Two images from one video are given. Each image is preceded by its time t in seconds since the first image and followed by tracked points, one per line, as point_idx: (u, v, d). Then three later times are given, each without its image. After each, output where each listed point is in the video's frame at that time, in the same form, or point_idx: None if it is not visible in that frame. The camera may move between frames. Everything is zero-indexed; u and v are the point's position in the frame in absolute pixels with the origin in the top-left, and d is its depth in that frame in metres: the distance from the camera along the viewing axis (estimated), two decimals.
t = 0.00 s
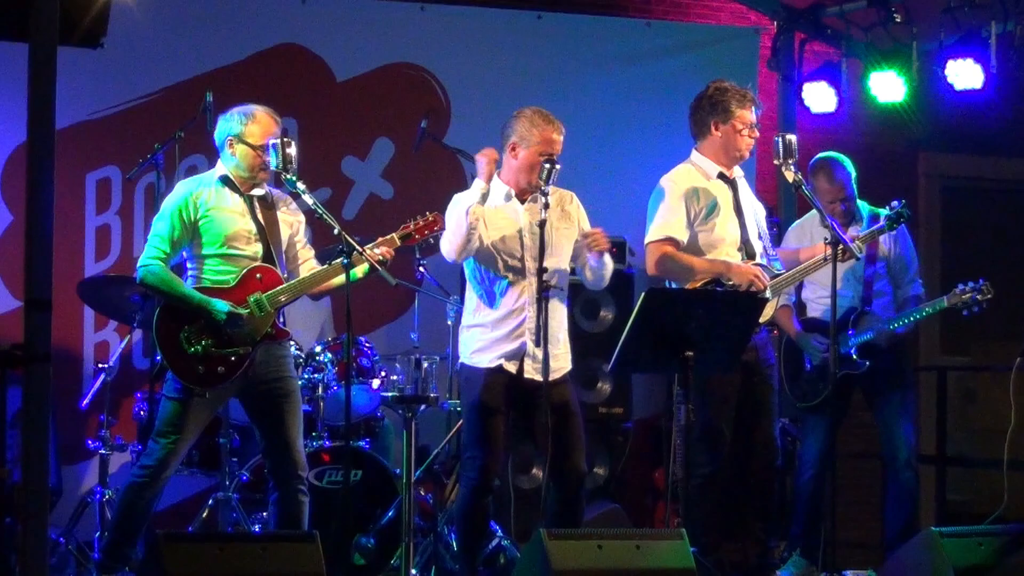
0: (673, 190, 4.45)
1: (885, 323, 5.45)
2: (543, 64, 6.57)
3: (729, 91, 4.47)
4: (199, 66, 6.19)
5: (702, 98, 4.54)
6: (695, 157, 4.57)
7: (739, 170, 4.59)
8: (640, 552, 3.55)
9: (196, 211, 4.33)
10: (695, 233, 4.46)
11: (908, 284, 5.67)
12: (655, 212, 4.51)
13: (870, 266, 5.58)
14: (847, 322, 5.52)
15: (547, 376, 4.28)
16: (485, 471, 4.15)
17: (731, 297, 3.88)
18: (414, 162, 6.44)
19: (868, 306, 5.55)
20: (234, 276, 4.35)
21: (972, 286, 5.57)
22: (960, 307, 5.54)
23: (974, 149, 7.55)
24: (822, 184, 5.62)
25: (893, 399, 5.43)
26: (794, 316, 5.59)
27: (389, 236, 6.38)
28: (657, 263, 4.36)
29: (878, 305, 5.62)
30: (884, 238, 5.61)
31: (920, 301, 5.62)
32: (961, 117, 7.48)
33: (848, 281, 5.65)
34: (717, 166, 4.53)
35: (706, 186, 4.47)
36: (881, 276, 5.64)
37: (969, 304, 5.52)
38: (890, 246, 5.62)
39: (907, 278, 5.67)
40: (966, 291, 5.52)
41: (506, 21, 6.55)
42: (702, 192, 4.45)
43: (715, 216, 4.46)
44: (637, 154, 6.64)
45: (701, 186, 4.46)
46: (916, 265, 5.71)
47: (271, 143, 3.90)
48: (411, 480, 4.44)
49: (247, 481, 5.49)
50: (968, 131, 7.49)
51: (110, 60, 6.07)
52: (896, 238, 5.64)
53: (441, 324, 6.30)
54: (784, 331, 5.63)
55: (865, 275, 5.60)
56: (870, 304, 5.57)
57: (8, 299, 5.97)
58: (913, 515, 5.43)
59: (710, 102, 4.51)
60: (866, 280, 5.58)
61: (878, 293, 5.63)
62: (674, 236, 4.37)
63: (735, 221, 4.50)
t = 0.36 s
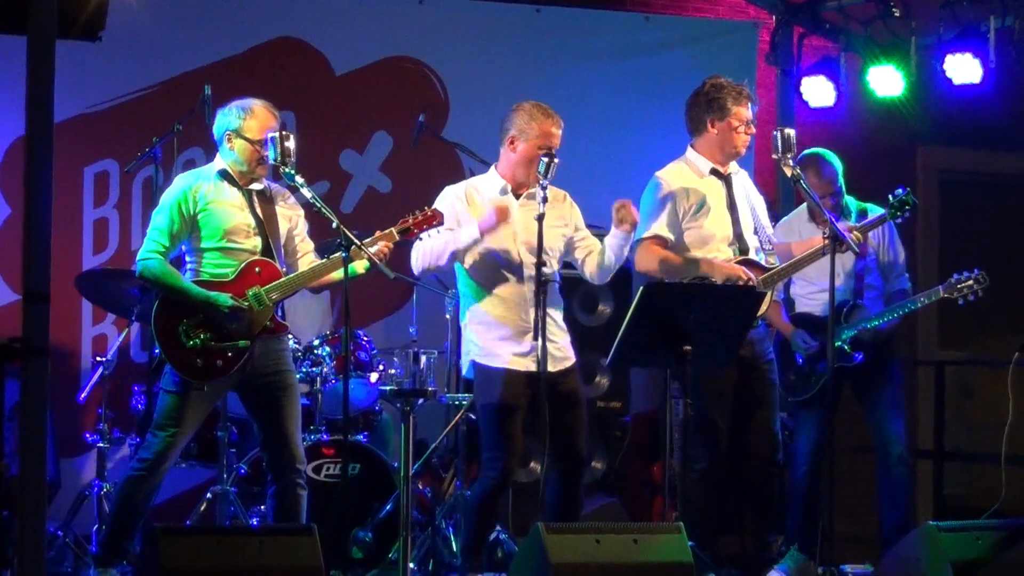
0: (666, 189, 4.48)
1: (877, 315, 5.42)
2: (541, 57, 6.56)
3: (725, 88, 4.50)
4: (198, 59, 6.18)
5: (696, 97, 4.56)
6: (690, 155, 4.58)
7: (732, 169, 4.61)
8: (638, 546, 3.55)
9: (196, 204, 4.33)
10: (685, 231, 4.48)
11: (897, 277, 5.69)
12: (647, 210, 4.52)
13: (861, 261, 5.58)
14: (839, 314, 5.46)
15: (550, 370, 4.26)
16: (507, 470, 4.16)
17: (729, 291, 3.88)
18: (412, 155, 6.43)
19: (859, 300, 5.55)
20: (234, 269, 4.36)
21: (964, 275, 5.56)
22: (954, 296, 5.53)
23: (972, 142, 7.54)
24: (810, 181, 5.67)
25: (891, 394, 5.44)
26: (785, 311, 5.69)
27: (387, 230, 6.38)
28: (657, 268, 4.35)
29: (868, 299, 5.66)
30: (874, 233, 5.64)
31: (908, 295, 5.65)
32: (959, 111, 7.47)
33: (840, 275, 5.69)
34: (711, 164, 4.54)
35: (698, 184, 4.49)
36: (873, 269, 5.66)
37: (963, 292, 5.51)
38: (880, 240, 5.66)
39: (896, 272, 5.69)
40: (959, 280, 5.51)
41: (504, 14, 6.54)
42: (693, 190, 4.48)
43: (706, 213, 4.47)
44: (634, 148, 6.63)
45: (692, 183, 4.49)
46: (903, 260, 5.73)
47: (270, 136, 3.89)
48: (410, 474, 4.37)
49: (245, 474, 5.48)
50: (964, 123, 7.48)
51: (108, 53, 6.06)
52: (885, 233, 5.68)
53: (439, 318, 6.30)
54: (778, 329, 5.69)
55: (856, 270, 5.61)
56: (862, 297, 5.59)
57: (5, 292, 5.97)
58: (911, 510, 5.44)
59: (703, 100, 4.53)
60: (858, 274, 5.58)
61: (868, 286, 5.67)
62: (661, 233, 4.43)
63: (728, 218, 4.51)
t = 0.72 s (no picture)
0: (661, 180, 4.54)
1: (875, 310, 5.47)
2: (538, 49, 6.55)
3: (723, 80, 4.48)
4: (194, 51, 6.17)
5: (693, 91, 4.56)
6: (687, 148, 4.63)
7: (731, 161, 4.63)
8: (635, 538, 3.55)
9: (193, 196, 4.33)
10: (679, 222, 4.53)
11: (895, 274, 5.67)
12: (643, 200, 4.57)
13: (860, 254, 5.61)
14: (837, 309, 5.53)
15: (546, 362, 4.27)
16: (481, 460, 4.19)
17: (726, 284, 3.88)
18: (409, 147, 6.42)
19: (857, 294, 5.60)
20: (231, 261, 4.35)
21: (964, 273, 5.60)
22: (953, 294, 5.58)
23: (969, 135, 7.53)
24: (811, 175, 5.66)
25: (887, 387, 5.44)
26: (782, 302, 5.72)
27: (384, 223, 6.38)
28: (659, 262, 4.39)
29: (867, 295, 5.65)
30: (873, 227, 5.64)
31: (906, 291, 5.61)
32: (957, 104, 7.46)
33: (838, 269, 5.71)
34: (707, 156, 4.58)
35: (692, 176, 4.54)
36: (872, 264, 5.67)
37: (961, 291, 5.55)
38: (880, 234, 5.66)
39: (892, 269, 5.67)
40: (959, 278, 5.55)
41: (501, 6, 6.52)
42: (687, 181, 4.52)
43: (700, 205, 4.51)
44: (631, 140, 6.63)
45: (686, 175, 4.54)
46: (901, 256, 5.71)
47: (267, 128, 3.89)
48: (405, 467, 4.41)
49: (242, 467, 5.51)
50: (961, 116, 7.48)
51: (105, 45, 6.05)
52: (885, 225, 5.67)
53: (436, 310, 6.31)
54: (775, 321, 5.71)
55: (854, 263, 5.65)
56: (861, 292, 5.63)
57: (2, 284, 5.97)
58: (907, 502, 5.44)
59: (701, 94, 4.53)
60: (858, 268, 5.63)
61: (867, 281, 5.66)
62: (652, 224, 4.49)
63: (723, 210, 4.53)
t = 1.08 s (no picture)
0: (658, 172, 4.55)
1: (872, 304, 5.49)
2: (534, 42, 6.54)
3: (723, 74, 4.46)
4: (189, 43, 6.16)
5: (694, 83, 4.55)
6: (687, 140, 4.64)
7: (732, 154, 4.62)
8: (629, 530, 3.55)
9: (192, 184, 4.31)
10: (674, 211, 4.57)
11: (894, 272, 5.63)
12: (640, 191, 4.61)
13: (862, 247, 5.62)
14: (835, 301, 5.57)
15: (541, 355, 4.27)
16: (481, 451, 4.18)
17: (720, 277, 3.88)
18: (404, 140, 6.42)
19: (856, 287, 5.62)
20: (227, 252, 4.35)
21: (964, 272, 5.58)
22: (950, 293, 5.55)
23: (964, 128, 7.52)
24: (822, 164, 5.61)
25: (881, 380, 5.45)
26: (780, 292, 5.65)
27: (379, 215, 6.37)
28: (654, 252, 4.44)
29: (866, 288, 5.63)
30: (879, 220, 5.64)
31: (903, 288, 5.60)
32: (952, 97, 7.46)
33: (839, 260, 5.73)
34: (705, 149, 4.58)
35: (688, 169, 4.54)
36: (872, 258, 5.67)
37: (959, 290, 5.53)
38: (885, 228, 5.65)
39: (892, 264, 5.65)
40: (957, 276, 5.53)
41: None
42: (683, 175, 4.54)
43: (694, 198, 4.53)
44: (626, 133, 6.63)
45: (683, 168, 4.54)
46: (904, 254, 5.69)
47: (261, 120, 3.88)
48: (401, 460, 4.33)
49: (236, 459, 5.51)
50: (957, 108, 7.48)
51: (100, 37, 6.04)
52: (890, 219, 5.67)
53: (431, 302, 6.31)
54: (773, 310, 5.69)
55: (856, 256, 5.66)
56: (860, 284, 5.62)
57: None
58: (901, 496, 5.44)
59: (701, 87, 4.52)
60: (858, 260, 5.64)
61: (867, 275, 5.66)
62: (646, 217, 4.56)
63: (721, 203, 4.53)
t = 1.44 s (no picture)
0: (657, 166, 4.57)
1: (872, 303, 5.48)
2: (531, 35, 6.54)
3: (722, 67, 4.48)
4: (186, 35, 6.15)
5: (696, 77, 4.56)
6: (690, 133, 4.63)
7: (734, 150, 4.60)
8: (624, 525, 3.56)
9: (190, 173, 4.30)
10: (672, 204, 4.57)
11: (897, 271, 5.65)
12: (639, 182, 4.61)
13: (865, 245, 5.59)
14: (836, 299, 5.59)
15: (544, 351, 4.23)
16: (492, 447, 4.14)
17: (715, 272, 3.88)
18: (401, 133, 6.42)
19: (857, 284, 5.60)
20: (224, 243, 4.35)
21: (965, 279, 5.56)
22: (951, 300, 5.52)
23: (960, 124, 7.53)
24: (830, 161, 5.60)
25: (876, 375, 5.45)
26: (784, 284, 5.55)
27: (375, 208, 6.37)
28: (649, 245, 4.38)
29: (867, 286, 5.64)
30: (884, 218, 5.61)
31: (904, 289, 5.60)
32: (949, 92, 7.46)
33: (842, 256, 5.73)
34: (706, 144, 4.57)
35: (688, 164, 4.54)
36: (874, 257, 5.66)
37: (960, 297, 5.49)
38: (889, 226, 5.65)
39: (895, 263, 5.66)
40: (959, 284, 5.50)
41: None
42: (683, 170, 4.54)
43: (692, 192, 4.53)
44: (622, 127, 6.63)
45: (682, 162, 4.54)
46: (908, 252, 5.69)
47: (258, 113, 3.86)
48: (396, 453, 4.31)
49: (231, 452, 5.49)
50: (953, 104, 7.48)
51: (96, 29, 6.03)
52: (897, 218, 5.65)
53: (427, 296, 6.31)
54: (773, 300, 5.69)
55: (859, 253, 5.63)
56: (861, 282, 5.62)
57: None
58: (897, 491, 5.44)
59: (704, 82, 4.54)
60: (861, 258, 5.62)
61: (869, 273, 5.65)
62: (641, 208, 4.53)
63: (720, 198, 4.53)
